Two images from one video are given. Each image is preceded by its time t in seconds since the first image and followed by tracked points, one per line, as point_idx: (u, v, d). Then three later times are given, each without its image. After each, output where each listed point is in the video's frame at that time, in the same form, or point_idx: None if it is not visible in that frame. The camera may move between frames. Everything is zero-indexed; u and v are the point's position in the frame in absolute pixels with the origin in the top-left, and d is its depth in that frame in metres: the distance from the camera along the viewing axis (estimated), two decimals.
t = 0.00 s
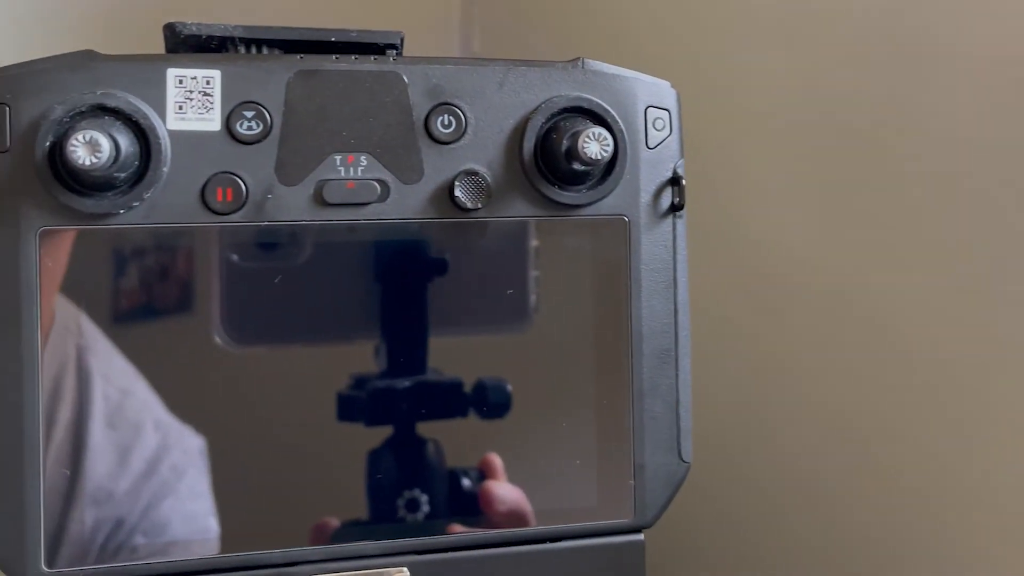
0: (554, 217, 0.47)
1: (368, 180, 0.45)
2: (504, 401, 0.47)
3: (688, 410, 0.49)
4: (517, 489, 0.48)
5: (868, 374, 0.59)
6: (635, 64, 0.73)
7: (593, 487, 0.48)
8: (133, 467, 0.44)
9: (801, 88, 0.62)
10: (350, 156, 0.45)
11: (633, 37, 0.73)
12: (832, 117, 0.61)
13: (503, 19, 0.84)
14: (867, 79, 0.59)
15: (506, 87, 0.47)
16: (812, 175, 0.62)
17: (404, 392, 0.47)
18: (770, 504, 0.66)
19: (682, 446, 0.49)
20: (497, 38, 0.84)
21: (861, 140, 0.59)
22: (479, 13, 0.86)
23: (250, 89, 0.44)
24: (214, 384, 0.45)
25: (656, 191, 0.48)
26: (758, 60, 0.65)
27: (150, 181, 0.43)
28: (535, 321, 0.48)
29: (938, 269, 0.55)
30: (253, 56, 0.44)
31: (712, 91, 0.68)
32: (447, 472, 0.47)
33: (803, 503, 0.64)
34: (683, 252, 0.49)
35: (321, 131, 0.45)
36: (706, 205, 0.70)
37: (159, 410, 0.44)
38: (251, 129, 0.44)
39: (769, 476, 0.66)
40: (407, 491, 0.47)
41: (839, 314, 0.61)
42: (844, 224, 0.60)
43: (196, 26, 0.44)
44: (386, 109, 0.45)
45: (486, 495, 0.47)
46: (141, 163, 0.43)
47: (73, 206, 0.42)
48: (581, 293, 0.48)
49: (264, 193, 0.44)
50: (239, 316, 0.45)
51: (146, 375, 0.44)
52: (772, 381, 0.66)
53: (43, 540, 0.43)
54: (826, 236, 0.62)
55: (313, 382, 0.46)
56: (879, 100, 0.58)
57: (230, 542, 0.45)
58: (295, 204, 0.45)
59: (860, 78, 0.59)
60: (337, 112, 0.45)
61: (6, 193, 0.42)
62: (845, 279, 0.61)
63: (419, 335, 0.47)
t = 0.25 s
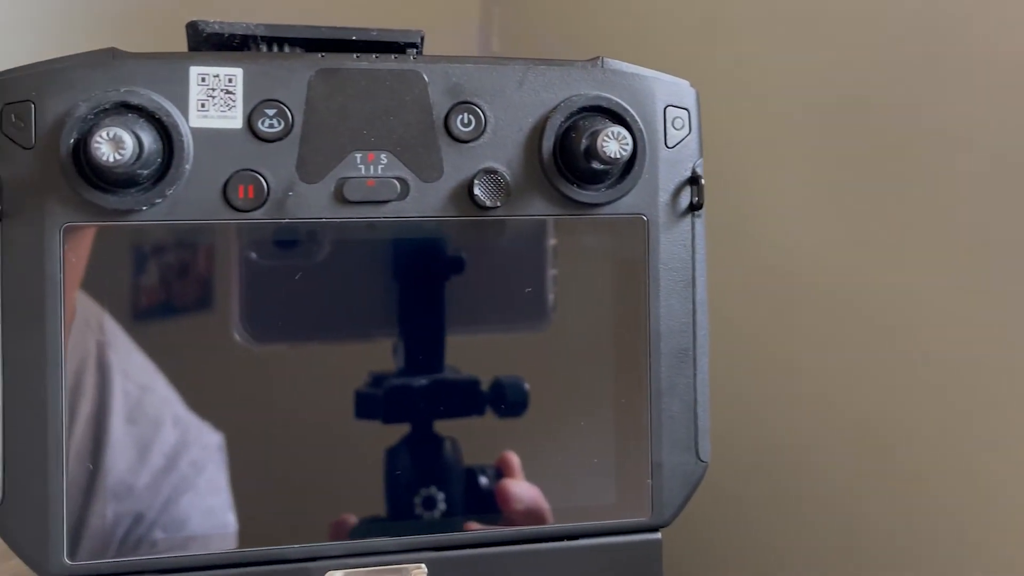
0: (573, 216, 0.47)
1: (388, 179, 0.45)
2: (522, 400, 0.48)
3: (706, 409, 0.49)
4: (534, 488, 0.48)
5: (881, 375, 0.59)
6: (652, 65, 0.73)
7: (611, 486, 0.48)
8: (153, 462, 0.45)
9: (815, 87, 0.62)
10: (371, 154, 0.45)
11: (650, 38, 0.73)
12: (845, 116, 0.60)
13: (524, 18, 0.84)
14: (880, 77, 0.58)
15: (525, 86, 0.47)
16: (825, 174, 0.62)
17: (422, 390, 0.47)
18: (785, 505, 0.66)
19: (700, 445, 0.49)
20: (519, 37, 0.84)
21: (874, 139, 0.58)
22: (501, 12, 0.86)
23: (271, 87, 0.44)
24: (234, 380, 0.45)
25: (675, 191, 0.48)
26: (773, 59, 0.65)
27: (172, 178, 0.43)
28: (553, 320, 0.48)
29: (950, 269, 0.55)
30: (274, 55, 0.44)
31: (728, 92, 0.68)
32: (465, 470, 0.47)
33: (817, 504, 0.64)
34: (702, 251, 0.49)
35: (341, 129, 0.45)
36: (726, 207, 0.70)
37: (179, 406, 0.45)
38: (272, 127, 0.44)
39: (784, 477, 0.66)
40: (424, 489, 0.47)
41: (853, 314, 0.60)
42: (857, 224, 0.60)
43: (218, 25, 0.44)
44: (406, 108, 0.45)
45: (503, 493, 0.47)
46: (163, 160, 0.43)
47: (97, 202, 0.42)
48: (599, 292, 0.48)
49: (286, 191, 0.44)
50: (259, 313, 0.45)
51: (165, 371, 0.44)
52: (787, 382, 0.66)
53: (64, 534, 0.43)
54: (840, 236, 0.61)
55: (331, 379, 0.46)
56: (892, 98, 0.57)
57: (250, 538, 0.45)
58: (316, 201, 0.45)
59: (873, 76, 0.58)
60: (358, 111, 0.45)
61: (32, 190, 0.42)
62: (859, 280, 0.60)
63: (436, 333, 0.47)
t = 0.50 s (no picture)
0: (589, 215, 0.47)
1: (405, 177, 0.45)
2: (537, 399, 0.48)
3: (722, 409, 0.49)
4: (549, 487, 0.48)
5: (896, 376, 0.59)
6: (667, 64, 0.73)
7: (626, 485, 0.48)
8: (168, 458, 0.45)
9: (830, 87, 0.62)
10: (388, 152, 0.45)
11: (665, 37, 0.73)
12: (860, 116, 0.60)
13: (541, 16, 0.84)
14: (896, 77, 0.57)
15: (543, 85, 0.47)
16: (840, 174, 0.62)
17: (437, 388, 0.47)
18: (799, 506, 0.66)
19: (715, 445, 0.49)
20: (536, 35, 0.84)
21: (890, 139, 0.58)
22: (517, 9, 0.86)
23: (290, 86, 0.44)
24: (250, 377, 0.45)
25: (691, 190, 0.48)
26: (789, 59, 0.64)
27: (191, 176, 0.43)
28: (568, 320, 0.48)
29: (965, 270, 0.54)
30: (293, 54, 0.44)
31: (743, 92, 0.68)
32: (479, 469, 0.47)
33: (832, 506, 0.64)
34: (718, 251, 0.49)
35: (359, 128, 0.45)
36: (741, 207, 0.70)
37: (196, 403, 0.45)
38: (290, 125, 0.44)
39: (798, 478, 0.66)
40: (439, 487, 0.47)
41: (868, 315, 0.60)
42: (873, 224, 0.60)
43: (238, 23, 0.45)
44: (424, 107, 0.46)
45: (518, 492, 0.48)
46: (182, 158, 0.43)
47: (116, 199, 0.43)
48: (615, 291, 0.48)
49: (304, 189, 0.45)
50: (275, 311, 0.45)
51: (181, 368, 0.45)
52: (802, 383, 0.65)
53: (81, 529, 0.44)
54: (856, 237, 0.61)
55: (346, 377, 0.46)
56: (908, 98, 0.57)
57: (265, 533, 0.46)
58: (333, 199, 0.45)
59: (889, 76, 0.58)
60: (375, 109, 0.45)
61: (52, 186, 0.43)
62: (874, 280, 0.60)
63: (452, 331, 0.47)
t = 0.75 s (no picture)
0: (604, 214, 0.47)
1: (421, 176, 0.46)
2: (551, 397, 0.48)
3: (736, 408, 0.49)
4: (564, 485, 0.48)
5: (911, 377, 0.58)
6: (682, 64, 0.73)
7: (640, 483, 0.48)
8: (183, 455, 0.45)
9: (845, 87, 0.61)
10: (405, 151, 0.46)
11: (680, 37, 0.73)
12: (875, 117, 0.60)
13: (558, 16, 0.84)
14: (911, 78, 0.57)
15: (559, 84, 0.47)
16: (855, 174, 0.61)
17: (452, 386, 0.47)
18: (812, 507, 0.66)
19: (730, 444, 0.49)
20: (553, 35, 0.84)
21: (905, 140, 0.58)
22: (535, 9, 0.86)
23: (308, 84, 0.45)
24: (265, 374, 0.46)
25: (706, 190, 0.48)
26: (805, 59, 0.64)
27: (210, 174, 0.44)
28: (582, 318, 0.48)
29: (979, 271, 0.54)
30: (312, 52, 0.44)
31: (757, 93, 0.68)
32: (493, 467, 0.47)
33: (846, 507, 0.64)
34: (734, 251, 0.49)
35: (376, 126, 0.45)
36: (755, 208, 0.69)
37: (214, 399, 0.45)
38: (308, 123, 0.45)
39: (813, 479, 0.66)
40: (453, 486, 0.47)
41: (883, 316, 0.60)
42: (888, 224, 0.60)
43: (256, 22, 0.45)
44: (440, 105, 0.46)
45: (532, 491, 0.48)
46: (201, 155, 0.43)
47: (135, 195, 0.43)
48: (629, 290, 0.48)
49: (321, 186, 0.45)
50: (290, 308, 0.46)
51: (197, 365, 0.45)
52: (817, 384, 0.65)
53: (97, 523, 0.44)
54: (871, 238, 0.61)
55: (360, 375, 0.46)
56: (924, 98, 0.57)
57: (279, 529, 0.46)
58: (350, 197, 0.45)
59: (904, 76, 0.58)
60: (392, 108, 0.45)
61: (72, 183, 0.43)
62: (889, 281, 0.60)
63: (467, 330, 0.47)
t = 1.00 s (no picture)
0: (619, 213, 0.47)
1: (437, 174, 0.46)
2: (564, 396, 0.48)
3: (750, 408, 0.49)
4: (576, 484, 0.48)
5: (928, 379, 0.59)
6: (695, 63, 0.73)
7: (653, 483, 0.48)
8: (198, 452, 0.45)
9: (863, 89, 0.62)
10: (420, 150, 0.46)
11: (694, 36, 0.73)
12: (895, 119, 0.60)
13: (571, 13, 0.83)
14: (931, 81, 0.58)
15: (574, 84, 0.47)
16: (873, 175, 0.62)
17: (465, 385, 0.47)
18: (825, 508, 0.66)
19: (744, 444, 0.49)
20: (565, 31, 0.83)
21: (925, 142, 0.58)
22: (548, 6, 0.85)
23: (326, 83, 0.45)
24: (282, 372, 0.46)
25: (721, 189, 0.48)
26: (821, 60, 0.64)
27: (227, 172, 0.44)
28: (595, 317, 0.48)
29: (1000, 274, 0.55)
30: (328, 51, 0.45)
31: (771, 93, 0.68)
32: (506, 466, 0.47)
33: (861, 507, 0.64)
34: (748, 250, 0.49)
35: (392, 124, 0.45)
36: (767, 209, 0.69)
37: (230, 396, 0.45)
38: (325, 122, 0.45)
39: (826, 480, 0.66)
40: (466, 484, 0.47)
41: (901, 318, 0.60)
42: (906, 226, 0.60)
43: (273, 21, 0.45)
44: (456, 104, 0.46)
45: (545, 490, 0.48)
46: (218, 154, 0.44)
47: (152, 193, 0.43)
48: (643, 289, 0.48)
49: (337, 185, 0.45)
50: (305, 306, 0.46)
51: (211, 362, 0.45)
52: (832, 385, 0.65)
53: (114, 518, 0.44)
54: (888, 239, 0.61)
55: (375, 373, 0.46)
56: (944, 101, 0.57)
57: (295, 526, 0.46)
58: (365, 195, 0.45)
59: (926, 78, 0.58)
60: (408, 107, 0.46)
61: (91, 180, 0.43)
62: (907, 282, 0.60)
63: (480, 329, 0.47)
